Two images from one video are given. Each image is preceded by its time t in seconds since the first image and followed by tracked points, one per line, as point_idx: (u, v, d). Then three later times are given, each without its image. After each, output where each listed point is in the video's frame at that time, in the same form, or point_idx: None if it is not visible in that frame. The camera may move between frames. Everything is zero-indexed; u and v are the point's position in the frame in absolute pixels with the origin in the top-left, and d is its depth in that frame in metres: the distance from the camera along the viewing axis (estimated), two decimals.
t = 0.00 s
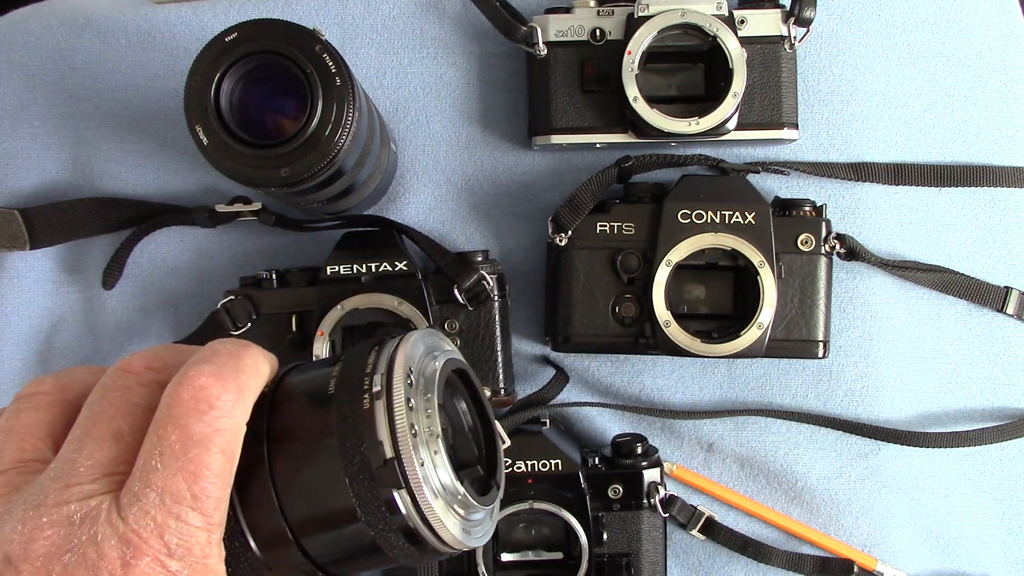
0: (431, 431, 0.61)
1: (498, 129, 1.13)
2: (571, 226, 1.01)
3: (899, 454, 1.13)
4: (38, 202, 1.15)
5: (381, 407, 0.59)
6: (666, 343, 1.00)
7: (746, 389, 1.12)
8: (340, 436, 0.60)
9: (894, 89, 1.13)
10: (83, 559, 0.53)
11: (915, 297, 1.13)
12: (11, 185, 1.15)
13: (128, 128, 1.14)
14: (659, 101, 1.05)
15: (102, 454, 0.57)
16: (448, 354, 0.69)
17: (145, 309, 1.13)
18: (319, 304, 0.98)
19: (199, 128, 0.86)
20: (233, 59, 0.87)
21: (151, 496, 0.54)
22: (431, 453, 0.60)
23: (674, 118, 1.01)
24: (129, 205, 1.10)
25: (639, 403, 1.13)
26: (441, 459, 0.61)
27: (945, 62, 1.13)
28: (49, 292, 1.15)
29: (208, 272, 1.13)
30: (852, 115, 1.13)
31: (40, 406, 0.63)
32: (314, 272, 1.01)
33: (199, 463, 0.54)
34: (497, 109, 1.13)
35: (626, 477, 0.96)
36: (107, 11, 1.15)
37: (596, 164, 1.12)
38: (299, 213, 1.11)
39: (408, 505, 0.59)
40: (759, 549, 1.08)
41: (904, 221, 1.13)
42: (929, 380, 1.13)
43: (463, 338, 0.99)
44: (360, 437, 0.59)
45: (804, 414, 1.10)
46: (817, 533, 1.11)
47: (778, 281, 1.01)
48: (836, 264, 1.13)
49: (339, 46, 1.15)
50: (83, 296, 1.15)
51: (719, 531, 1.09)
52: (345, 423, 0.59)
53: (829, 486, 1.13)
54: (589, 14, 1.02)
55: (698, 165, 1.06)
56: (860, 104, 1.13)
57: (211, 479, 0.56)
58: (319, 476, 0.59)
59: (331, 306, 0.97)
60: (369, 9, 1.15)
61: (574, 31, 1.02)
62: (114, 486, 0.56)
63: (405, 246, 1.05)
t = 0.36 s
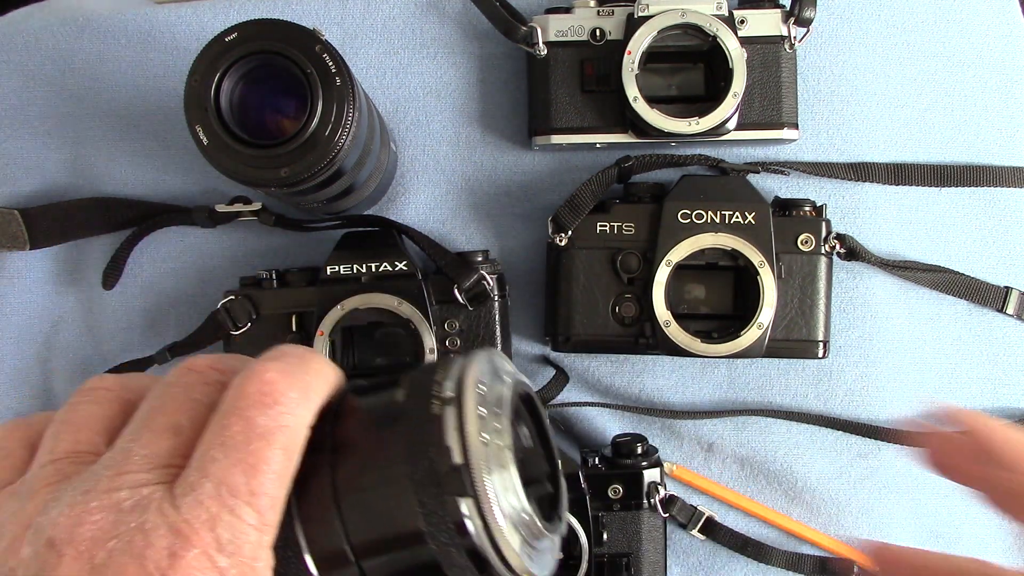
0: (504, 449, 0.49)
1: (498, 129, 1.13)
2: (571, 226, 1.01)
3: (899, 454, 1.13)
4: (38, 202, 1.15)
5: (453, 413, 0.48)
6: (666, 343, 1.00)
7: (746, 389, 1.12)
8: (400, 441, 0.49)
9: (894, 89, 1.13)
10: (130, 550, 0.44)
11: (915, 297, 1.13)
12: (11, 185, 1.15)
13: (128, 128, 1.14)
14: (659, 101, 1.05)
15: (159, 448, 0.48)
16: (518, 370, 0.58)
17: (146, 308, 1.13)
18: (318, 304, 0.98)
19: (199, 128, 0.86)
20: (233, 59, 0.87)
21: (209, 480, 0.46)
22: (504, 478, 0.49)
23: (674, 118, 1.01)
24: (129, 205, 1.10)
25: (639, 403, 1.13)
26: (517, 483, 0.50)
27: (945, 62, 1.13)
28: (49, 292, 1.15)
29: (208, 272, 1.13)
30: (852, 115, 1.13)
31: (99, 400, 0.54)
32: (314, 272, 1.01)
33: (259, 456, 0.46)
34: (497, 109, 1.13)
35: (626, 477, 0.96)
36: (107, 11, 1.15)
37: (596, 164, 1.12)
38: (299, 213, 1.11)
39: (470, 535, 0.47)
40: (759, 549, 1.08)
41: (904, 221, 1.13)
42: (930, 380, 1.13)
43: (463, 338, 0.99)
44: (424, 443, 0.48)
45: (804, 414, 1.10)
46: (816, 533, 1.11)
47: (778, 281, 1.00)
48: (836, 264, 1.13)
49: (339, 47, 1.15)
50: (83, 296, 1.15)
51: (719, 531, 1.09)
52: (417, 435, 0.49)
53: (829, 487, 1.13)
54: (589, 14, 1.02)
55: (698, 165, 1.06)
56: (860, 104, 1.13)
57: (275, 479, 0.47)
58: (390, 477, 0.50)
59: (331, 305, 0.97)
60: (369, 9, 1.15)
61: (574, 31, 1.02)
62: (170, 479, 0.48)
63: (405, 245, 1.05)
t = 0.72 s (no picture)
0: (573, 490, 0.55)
1: (498, 129, 1.13)
2: (571, 226, 1.00)
3: (899, 454, 1.13)
4: (38, 202, 1.15)
5: (528, 443, 0.56)
6: (666, 343, 1.00)
7: (746, 389, 1.12)
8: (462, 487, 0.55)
9: (894, 89, 1.13)
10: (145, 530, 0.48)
11: (914, 296, 1.13)
12: (11, 185, 1.15)
13: (128, 128, 1.14)
14: (659, 101, 1.05)
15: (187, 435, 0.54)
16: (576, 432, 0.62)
17: (146, 309, 1.13)
18: (319, 304, 0.98)
19: (199, 128, 0.86)
20: (233, 59, 0.87)
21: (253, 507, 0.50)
22: (573, 533, 0.54)
23: (674, 118, 1.01)
24: (129, 205, 1.10)
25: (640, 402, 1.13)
26: (584, 544, 0.54)
27: (945, 62, 1.13)
28: (49, 292, 1.15)
29: (208, 272, 1.13)
30: (853, 115, 1.13)
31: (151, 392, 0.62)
32: (314, 272, 1.01)
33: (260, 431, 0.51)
34: (497, 108, 1.13)
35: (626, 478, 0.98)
36: (107, 11, 1.15)
37: (596, 164, 1.12)
38: (299, 213, 1.11)
39: None
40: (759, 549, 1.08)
41: (904, 221, 1.13)
42: (929, 380, 1.13)
43: (463, 338, 0.99)
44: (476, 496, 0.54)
45: (804, 414, 1.11)
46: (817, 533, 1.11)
47: (778, 281, 1.00)
48: (836, 263, 1.13)
49: (339, 47, 1.15)
50: (83, 296, 1.15)
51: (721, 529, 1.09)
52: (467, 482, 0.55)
53: (829, 487, 1.13)
54: (589, 14, 1.02)
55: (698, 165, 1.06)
56: (861, 104, 1.13)
57: (320, 503, 0.54)
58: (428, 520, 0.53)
59: (331, 306, 0.97)
60: (369, 9, 1.15)
61: (574, 31, 1.02)
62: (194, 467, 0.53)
63: (405, 245, 1.05)
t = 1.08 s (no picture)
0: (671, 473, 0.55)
1: (498, 129, 1.13)
2: (571, 226, 1.00)
3: (899, 454, 1.13)
4: (38, 202, 1.15)
5: (636, 416, 0.56)
6: (666, 343, 1.00)
7: (746, 389, 1.12)
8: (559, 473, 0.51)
9: (894, 89, 1.13)
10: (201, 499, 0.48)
11: (914, 296, 1.13)
12: (11, 185, 1.15)
13: (128, 128, 1.14)
14: (659, 101, 1.05)
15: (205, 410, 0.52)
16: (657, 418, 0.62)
17: (146, 308, 1.13)
18: (319, 304, 0.98)
19: (199, 128, 0.86)
20: (233, 59, 0.87)
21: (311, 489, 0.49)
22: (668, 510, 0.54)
23: (674, 118, 1.01)
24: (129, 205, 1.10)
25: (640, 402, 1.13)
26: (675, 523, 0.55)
27: (945, 63, 1.13)
28: (49, 292, 1.15)
29: (208, 272, 1.13)
30: (853, 115, 1.13)
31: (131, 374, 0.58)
32: (314, 272, 1.01)
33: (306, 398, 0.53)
34: (497, 108, 1.13)
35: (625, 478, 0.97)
36: (107, 11, 1.15)
37: (596, 164, 1.12)
38: (299, 213, 1.11)
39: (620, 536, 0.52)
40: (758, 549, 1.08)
41: (904, 221, 1.13)
42: (930, 380, 1.13)
43: (463, 338, 0.99)
44: (586, 474, 0.51)
45: (803, 414, 1.11)
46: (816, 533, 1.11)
47: (778, 281, 1.00)
48: (836, 263, 1.13)
49: (339, 47, 1.15)
50: (83, 296, 1.14)
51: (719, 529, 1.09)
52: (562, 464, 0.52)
53: (829, 487, 1.13)
54: (589, 14, 1.02)
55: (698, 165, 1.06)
56: (861, 104, 1.13)
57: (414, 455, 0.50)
58: (471, 502, 0.50)
59: (331, 306, 0.97)
60: (369, 10, 1.15)
61: (574, 31, 1.02)
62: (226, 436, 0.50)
63: (405, 245, 1.05)
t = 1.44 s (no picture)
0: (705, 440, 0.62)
1: (498, 129, 1.13)
2: (571, 226, 1.00)
3: (899, 454, 1.13)
4: (38, 201, 1.15)
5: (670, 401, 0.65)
6: (666, 343, 1.00)
7: (746, 389, 1.12)
8: (620, 437, 0.56)
9: (894, 89, 1.13)
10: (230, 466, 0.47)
11: (914, 296, 1.13)
12: (11, 185, 1.15)
13: (128, 127, 1.14)
14: (659, 101, 1.05)
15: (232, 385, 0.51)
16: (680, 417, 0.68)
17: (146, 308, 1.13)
18: (319, 304, 0.98)
19: (199, 128, 0.86)
20: (233, 59, 0.87)
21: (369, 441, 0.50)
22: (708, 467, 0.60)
23: (674, 118, 1.01)
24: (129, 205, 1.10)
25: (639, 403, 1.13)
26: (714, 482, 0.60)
27: (945, 63, 1.13)
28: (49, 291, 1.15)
29: (209, 271, 1.13)
30: (853, 115, 1.13)
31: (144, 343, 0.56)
32: (315, 272, 1.01)
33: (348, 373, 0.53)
34: (497, 109, 1.13)
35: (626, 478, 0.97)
36: (107, 11, 1.15)
37: (596, 164, 1.12)
38: (299, 213, 1.11)
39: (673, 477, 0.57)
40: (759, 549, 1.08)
41: (904, 221, 1.13)
42: (929, 380, 1.13)
43: (463, 338, 0.99)
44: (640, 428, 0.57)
45: (803, 414, 1.10)
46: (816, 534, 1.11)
47: (778, 281, 1.00)
48: (836, 263, 1.13)
49: (339, 47, 1.15)
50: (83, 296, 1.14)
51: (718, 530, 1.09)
52: (617, 423, 0.57)
53: (829, 487, 1.13)
54: (589, 14, 1.02)
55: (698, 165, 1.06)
56: (861, 104, 1.13)
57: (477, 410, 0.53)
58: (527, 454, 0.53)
59: (331, 306, 0.97)
60: (369, 10, 1.15)
61: (574, 31, 1.02)
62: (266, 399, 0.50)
63: (405, 245, 1.05)
